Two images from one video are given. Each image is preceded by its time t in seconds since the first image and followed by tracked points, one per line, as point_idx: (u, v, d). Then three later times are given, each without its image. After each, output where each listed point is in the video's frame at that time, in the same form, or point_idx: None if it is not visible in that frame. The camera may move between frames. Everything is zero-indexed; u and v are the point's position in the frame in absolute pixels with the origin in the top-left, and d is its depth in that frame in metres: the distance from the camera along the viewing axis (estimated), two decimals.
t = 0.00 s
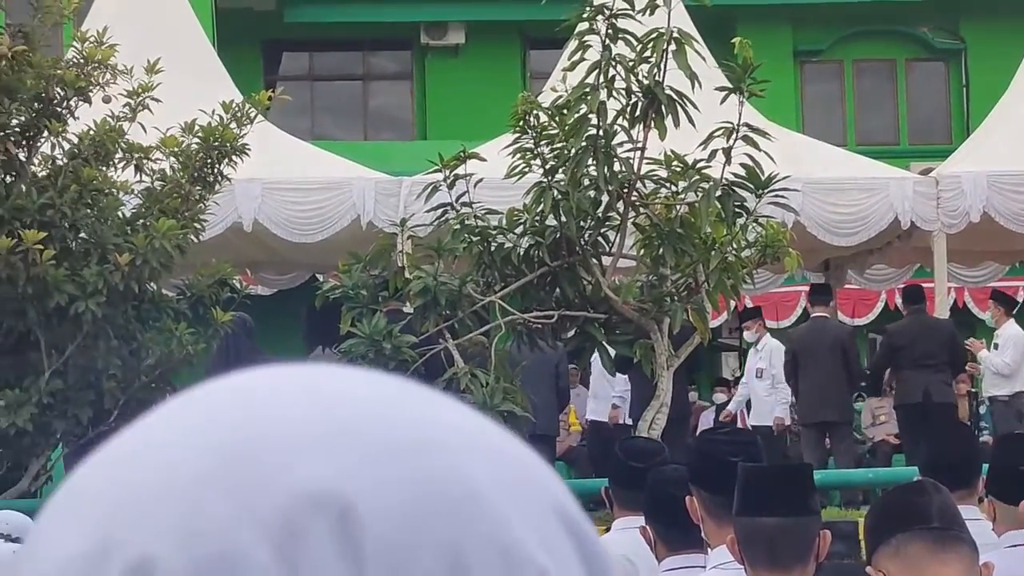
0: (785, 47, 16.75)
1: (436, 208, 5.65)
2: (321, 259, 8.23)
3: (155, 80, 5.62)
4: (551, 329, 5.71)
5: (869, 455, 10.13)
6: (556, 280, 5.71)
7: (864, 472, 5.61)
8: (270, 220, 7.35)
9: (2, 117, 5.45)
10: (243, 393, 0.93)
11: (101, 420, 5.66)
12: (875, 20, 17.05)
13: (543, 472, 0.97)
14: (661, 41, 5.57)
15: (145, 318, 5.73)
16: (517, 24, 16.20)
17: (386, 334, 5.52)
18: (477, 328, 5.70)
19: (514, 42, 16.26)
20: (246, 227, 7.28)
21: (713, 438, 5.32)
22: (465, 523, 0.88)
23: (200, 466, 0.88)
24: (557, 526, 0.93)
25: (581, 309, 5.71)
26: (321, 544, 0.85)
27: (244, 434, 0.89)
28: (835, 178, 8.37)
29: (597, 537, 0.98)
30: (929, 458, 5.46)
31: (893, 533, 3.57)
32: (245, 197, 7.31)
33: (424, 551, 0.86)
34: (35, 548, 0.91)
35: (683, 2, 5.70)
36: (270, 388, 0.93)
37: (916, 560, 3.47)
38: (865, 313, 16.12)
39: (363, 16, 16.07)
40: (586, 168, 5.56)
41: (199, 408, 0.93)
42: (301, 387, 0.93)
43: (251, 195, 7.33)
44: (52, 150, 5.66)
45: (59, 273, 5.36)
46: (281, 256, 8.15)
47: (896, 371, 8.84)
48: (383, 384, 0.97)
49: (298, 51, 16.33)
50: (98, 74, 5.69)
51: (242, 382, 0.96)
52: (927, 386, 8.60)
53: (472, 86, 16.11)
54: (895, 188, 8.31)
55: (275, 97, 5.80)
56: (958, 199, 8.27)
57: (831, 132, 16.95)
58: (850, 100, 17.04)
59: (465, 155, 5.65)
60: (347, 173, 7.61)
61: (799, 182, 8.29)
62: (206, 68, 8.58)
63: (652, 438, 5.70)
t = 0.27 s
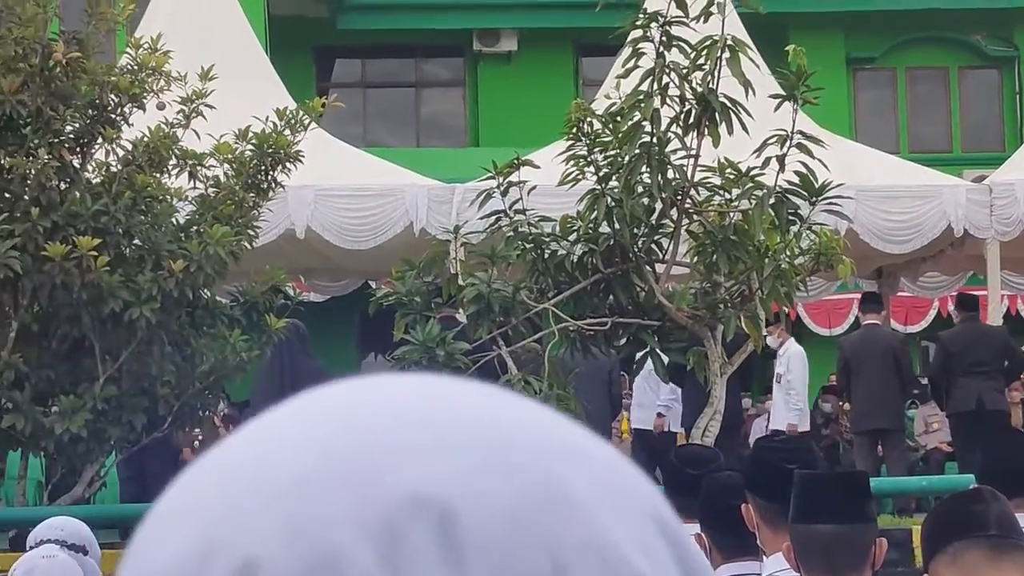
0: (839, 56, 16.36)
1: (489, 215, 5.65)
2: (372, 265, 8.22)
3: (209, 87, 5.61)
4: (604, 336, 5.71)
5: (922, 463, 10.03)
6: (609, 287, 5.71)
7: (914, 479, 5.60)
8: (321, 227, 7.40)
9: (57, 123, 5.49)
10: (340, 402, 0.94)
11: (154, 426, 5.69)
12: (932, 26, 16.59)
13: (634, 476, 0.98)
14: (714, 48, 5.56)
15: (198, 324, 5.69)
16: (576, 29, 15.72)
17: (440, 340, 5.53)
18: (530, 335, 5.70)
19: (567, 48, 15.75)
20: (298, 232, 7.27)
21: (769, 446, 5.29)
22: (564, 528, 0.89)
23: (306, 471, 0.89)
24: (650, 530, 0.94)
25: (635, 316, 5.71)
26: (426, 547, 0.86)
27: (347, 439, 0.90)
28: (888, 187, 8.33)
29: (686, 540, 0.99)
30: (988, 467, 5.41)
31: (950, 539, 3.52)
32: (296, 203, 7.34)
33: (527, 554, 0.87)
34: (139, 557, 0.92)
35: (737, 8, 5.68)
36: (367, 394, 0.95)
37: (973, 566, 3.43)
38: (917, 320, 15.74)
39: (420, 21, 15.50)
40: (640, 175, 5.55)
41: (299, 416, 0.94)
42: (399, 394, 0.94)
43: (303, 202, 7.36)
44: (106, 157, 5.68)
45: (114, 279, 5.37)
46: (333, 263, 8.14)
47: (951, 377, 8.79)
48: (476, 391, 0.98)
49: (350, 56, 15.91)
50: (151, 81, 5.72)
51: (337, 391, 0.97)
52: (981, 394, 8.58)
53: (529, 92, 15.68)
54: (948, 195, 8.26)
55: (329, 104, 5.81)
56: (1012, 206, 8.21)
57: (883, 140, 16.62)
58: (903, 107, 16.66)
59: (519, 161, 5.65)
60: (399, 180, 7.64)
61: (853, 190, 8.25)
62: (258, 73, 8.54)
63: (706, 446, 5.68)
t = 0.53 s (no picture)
0: (890, 58, 14.48)
1: (542, 219, 5.66)
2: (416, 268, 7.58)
3: (262, 91, 5.61)
4: (655, 339, 5.72)
5: (972, 469, 9.92)
6: (661, 291, 5.72)
7: (968, 486, 5.57)
8: (373, 230, 6.82)
9: (111, 126, 5.51)
10: (455, 406, 0.93)
11: (207, 429, 5.71)
12: (998, 23, 14.70)
13: (753, 482, 0.95)
14: (768, 52, 5.55)
15: (251, 327, 5.72)
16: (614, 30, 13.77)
17: (492, 344, 5.54)
18: (583, 338, 5.70)
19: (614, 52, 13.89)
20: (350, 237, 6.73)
21: (823, 452, 5.28)
22: (684, 527, 0.87)
23: (423, 472, 0.87)
24: (772, 537, 0.92)
25: (686, 320, 5.72)
26: (545, 547, 0.84)
27: (462, 439, 0.88)
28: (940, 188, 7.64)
29: (809, 550, 0.96)
30: None
31: (1006, 545, 3.51)
32: (349, 206, 6.76)
33: (647, 551, 0.85)
34: (258, 564, 0.91)
35: (790, 13, 5.68)
36: (480, 399, 0.93)
37: None
38: (971, 323, 14.42)
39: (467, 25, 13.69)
40: (692, 179, 5.54)
41: (413, 420, 0.93)
42: (513, 396, 0.93)
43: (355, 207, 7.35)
44: (161, 160, 5.69)
45: (167, 282, 5.39)
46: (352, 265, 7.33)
47: (999, 384, 8.78)
48: (588, 396, 0.96)
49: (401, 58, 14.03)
50: (206, 84, 5.72)
51: (450, 396, 0.96)
52: None
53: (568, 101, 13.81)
54: (1001, 199, 7.58)
55: (382, 107, 5.79)
56: None
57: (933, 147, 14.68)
58: (955, 112, 14.74)
59: (572, 166, 5.65)
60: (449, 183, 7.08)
61: (905, 193, 7.57)
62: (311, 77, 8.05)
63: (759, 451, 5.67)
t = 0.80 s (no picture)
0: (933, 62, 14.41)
1: (581, 221, 5.65)
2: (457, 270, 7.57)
3: (303, 93, 5.63)
4: (695, 342, 5.72)
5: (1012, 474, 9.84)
6: (701, 293, 5.70)
7: (1011, 490, 5.53)
8: (413, 233, 6.89)
9: (154, 128, 5.56)
10: (567, 401, 0.92)
11: (248, 429, 5.74)
12: None
13: (865, 489, 0.93)
14: (809, 54, 5.53)
15: (292, 327, 5.73)
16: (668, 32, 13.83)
17: (532, 346, 5.55)
18: (622, 340, 5.71)
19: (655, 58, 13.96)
20: (390, 239, 6.79)
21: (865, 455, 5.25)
22: (799, 534, 0.85)
23: (532, 468, 0.87)
24: (884, 545, 0.89)
25: (726, 322, 5.72)
26: (657, 546, 0.83)
27: (569, 436, 0.88)
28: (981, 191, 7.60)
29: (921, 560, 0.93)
30: None
31: None
32: (389, 208, 6.86)
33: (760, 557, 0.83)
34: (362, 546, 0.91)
35: (831, 15, 5.66)
36: (593, 396, 0.92)
37: None
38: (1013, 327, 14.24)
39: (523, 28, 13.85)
40: (733, 181, 5.53)
41: (524, 414, 0.92)
42: (626, 394, 0.92)
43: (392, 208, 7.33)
44: (203, 161, 5.71)
45: (209, 283, 5.44)
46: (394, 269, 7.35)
47: None
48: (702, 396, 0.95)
49: (441, 60, 14.16)
50: (247, 86, 5.75)
51: (560, 392, 0.95)
52: None
53: (618, 107, 13.87)
54: None
55: (422, 109, 5.77)
56: None
57: (977, 149, 14.60)
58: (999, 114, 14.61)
59: (611, 168, 5.65)
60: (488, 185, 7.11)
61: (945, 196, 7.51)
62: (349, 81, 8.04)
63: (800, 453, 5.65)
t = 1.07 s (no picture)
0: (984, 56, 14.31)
1: (630, 215, 5.64)
2: (500, 262, 8.14)
3: (353, 87, 5.65)
4: (743, 337, 5.68)
5: None
6: (750, 288, 5.68)
7: None
8: (463, 228, 7.48)
9: (205, 122, 5.60)
10: (666, 394, 0.95)
11: (296, 423, 5.74)
12: None
13: (955, 480, 0.96)
14: (859, 48, 5.51)
15: (340, 322, 5.74)
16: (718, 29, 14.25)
17: (580, 340, 5.54)
18: (671, 335, 5.66)
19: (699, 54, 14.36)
20: (439, 233, 7.38)
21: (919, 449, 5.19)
22: (890, 528, 0.88)
23: (628, 458, 0.91)
24: (975, 537, 0.93)
25: (775, 317, 5.68)
26: (754, 538, 0.87)
27: (668, 428, 0.91)
28: None
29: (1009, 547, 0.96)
30: None
31: None
32: (439, 204, 7.43)
33: (855, 551, 0.87)
34: (463, 517, 0.96)
35: (881, 8, 5.63)
36: (689, 387, 0.96)
37: None
38: None
39: (569, 23, 14.16)
40: (783, 175, 5.51)
41: (624, 403, 0.96)
42: (721, 388, 0.95)
43: (442, 200, 7.44)
44: (253, 156, 5.74)
45: (258, 277, 5.45)
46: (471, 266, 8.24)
47: None
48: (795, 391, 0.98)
49: (490, 55, 14.53)
50: (297, 81, 5.78)
51: (656, 381, 0.98)
52: None
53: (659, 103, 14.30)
54: None
55: (471, 103, 5.75)
56: None
57: None
58: None
59: (660, 161, 5.64)
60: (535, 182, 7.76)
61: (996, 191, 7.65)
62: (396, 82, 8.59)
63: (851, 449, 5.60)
